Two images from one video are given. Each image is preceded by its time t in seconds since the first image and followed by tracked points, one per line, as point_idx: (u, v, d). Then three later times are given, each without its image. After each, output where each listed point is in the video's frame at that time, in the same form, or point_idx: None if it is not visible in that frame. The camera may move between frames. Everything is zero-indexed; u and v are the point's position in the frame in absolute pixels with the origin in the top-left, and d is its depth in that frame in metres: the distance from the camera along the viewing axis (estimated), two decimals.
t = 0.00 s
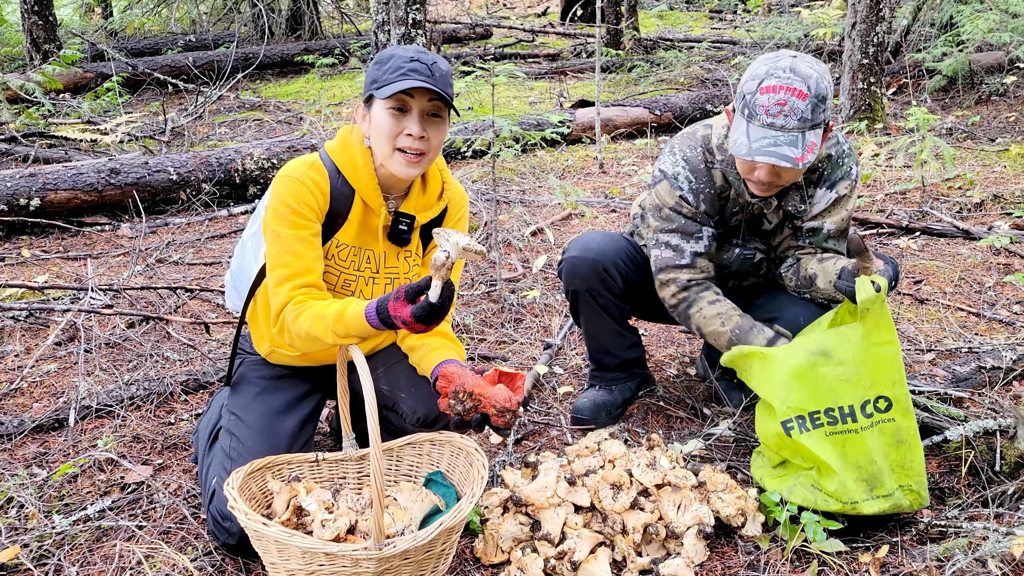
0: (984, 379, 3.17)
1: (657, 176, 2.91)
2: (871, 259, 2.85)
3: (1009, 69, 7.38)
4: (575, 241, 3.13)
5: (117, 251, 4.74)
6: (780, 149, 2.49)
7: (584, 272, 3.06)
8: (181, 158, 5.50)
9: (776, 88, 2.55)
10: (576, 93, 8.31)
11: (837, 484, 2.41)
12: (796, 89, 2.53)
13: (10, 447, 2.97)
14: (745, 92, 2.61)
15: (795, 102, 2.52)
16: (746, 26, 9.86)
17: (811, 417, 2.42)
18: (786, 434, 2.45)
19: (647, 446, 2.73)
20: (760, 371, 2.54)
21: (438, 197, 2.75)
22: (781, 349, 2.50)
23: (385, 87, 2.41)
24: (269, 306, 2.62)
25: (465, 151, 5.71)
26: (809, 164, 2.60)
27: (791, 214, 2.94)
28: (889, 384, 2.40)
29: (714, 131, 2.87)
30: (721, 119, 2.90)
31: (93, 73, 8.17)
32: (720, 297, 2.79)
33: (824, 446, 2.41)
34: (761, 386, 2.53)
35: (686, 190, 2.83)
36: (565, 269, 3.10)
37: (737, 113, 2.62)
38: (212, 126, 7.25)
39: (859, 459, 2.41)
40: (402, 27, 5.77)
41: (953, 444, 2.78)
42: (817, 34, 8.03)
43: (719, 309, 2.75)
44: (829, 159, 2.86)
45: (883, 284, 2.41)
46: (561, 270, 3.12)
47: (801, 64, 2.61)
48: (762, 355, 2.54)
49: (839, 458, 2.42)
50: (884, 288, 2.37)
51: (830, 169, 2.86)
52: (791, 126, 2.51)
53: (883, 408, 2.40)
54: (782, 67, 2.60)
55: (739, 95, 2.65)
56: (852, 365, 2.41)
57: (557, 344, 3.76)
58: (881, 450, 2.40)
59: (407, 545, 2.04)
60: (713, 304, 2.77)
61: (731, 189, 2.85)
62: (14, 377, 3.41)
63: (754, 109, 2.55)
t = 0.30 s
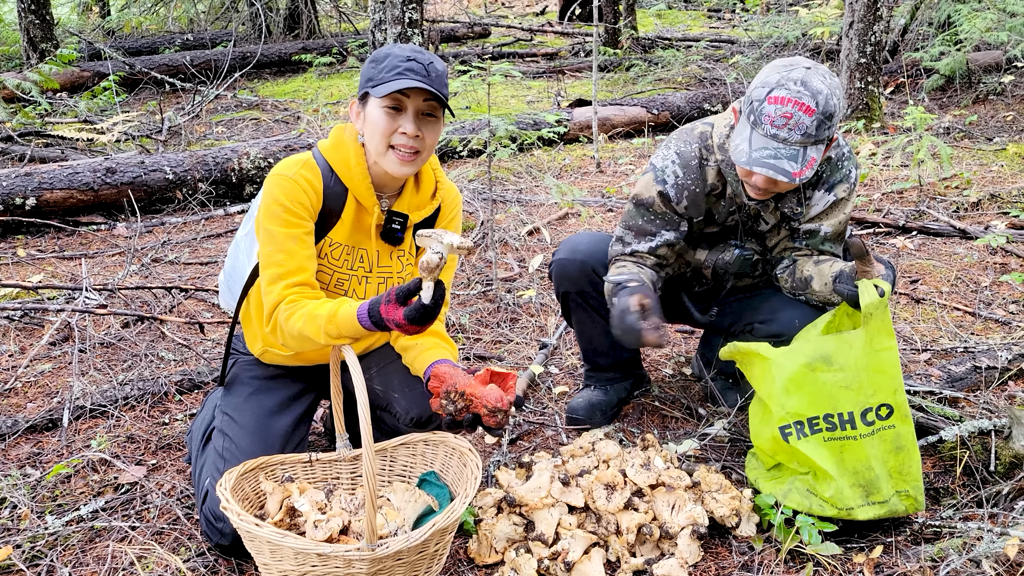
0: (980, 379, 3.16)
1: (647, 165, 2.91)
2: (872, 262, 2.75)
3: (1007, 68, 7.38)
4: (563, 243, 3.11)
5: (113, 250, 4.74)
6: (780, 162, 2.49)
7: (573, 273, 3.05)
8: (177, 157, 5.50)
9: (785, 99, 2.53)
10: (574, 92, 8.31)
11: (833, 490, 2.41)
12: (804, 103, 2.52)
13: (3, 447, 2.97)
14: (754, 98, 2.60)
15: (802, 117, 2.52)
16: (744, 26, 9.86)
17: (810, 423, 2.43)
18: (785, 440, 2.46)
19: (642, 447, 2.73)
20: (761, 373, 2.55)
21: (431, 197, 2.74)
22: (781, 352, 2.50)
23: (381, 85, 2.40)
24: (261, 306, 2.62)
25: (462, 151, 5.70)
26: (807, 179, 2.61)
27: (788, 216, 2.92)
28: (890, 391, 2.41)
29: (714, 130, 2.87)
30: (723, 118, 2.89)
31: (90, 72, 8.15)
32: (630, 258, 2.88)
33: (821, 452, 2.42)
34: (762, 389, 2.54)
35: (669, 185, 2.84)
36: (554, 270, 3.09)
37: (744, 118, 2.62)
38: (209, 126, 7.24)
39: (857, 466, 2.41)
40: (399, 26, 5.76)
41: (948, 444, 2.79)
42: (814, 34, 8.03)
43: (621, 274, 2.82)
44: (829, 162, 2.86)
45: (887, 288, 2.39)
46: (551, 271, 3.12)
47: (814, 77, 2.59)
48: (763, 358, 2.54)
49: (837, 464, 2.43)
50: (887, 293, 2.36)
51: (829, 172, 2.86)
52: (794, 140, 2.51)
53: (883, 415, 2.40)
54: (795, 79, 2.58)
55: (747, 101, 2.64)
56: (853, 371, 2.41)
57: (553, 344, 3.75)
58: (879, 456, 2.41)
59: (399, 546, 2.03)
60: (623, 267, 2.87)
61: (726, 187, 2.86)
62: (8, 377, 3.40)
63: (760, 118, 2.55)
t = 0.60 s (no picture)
0: (977, 377, 3.16)
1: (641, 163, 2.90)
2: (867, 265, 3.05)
3: (1005, 67, 7.38)
4: (550, 238, 3.20)
5: (111, 249, 4.73)
6: (776, 165, 2.49)
7: (559, 266, 3.14)
8: (176, 156, 5.49)
9: (782, 102, 2.53)
10: (573, 91, 8.31)
11: (831, 490, 2.42)
12: (801, 106, 2.52)
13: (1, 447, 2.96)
14: (751, 101, 2.60)
15: (798, 119, 2.51)
16: (742, 25, 9.86)
17: (806, 425, 2.43)
18: (781, 441, 2.47)
19: (639, 445, 2.73)
20: (756, 375, 2.55)
21: (430, 194, 2.75)
22: (775, 354, 2.49)
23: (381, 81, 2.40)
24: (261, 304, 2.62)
25: (461, 150, 5.70)
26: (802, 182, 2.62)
27: (783, 216, 2.93)
28: (883, 393, 2.40)
29: (709, 129, 2.87)
30: (718, 117, 2.88)
31: (88, 71, 8.14)
32: (623, 287, 2.89)
33: (818, 454, 2.42)
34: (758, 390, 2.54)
35: (664, 183, 2.83)
36: (542, 265, 3.19)
37: (740, 120, 2.62)
38: (207, 125, 7.23)
39: (852, 467, 2.42)
40: (396, 25, 5.75)
41: (946, 441, 2.78)
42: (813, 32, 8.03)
43: (618, 323, 2.82)
44: (824, 161, 2.86)
45: (881, 292, 2.40)
46: (539, 267, 3.22)
47: (811, 80, 2.59)
48: (757, 360, 2.53)
49: (833, 465, 2.43)
50: (881, 298, 2.37)
51: (824, 170, 2.87)
52: (790, 142, 2.51)
53: (878, 418, 2.40)
54: (792, 81, 2.58)
55: (744, 103, 2.64)
56: (846, 374, 2.41)
57: (551, 343, 3.75)
58: (874, 458, 2.41)
59: (396, 544, 2.03)
60: (615, 294, 2.89)
61: (720, 187, 2.86)
62: (5, 376, 3.40)
63: (757, 120, 2.55)
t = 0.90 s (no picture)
0: (977, 374, 3.17)
1: (637, 164, 2.87)
2: (863, 261, 3.11)
3: (1004, 65, 7.38)
4: (548, 236, 3.21)
5: (110, 249, 4.74)
6: (777, 162, 2.50)
7: (558, 264, 3.15)
8: (175, 155, 5.50)
9: (784, 99, 2.54)
10: (572, 90, 8.32)
11: (830, 486, 2.43)
12: (803, 103, 2.53)
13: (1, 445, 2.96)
14: (752, 97, 2.60)
15: (800, 117, 2.52)
16: (741, 24, 9.86)
17: (804, 421, 2.43)
18: (779, 438, 2.47)
19: (638, 442, 2.73)
20: (755, 373, 2.56)
21: (429, 190, 2.76)
22: (773, 351, 2.50)
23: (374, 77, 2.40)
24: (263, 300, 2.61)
25: (460, 149, 5.70)
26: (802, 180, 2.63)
27: (780, 213, 2.94)
28: (881, 390, 2.40)
29: (704, 128, 2.87)
30: (715, 116, 2.89)
31: (87, 71, 8.14)
32: (614, 307, 2.81)
33: (817, 450, 2.43)
34: (756, 388, 2.55)
35: (661, 182, 2.82)
36: (541, 264, 3.19)
37: (740, 117, 2.62)
38: (206, 124, 7.24)
39: (851, 463, 2.42)
40: (395, 23, 5.75)
41: (945, 438, 2.79)
42: (812, 30, 8.03)
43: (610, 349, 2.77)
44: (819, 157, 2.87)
45: (878, 288, 2.39)
46: (538, 266, 3.22)
47: (813, 77, 2.60)
48: (756, 358, 2.54)
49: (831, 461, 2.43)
50: (878, 294, 2.36)
51: (819, 167, 2.87)
52: (792, 140, 2.52)
53: (875, 414, 2.40)
54: (794, 78, 2.58)
55: (745, 100, 2.63)
56: (843, 370, 2.41)
57: (550, 341, 3.76)
58: (872, 454, 2.41)
59: (396, 541, 2.04)
60: (605, 314, 2.82)
61: (716, 185, 2.87)
62: (5, 375, 3.40)
63: (758, 117, 2.55)
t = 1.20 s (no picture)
0: (977, 374, 3.17)
1: (635, 166, 2.89)
2: (860, 262, 3.09)
3: (1004, 64, 7.38)
4: (551, 237, 3.20)
5: (112, 250, 4.74)
6: (778, 166, 2.50)
7: (561, 266, 3.16)
8: (176, 157, 5.50)
9: (784, 103, 2.54)
10: (572, 90, 8.33)
11: (832, 487, 2.44)
12: (803, 107, 2.53)
13: (4, 448, 2.97)
14: (752, 101, 2.60)
15: (801, 121, 2.53)
16: (741, 23, 9.85)
17: (804, 423, 2.44)
18: (780, 440, 2.48)
19: (640, 443, 2.74)
20: (755, 375, 2.56)
21: (429, 192, 2.76)
22: (772, 353, 2.50)
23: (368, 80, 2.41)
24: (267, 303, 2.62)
25: (461, 150, 5.71)
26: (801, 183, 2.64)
27: (778, 214, 2.94)
28: (879, 391, 2.41)
29: (701, 131, 2.87)
30: (712, 119, 2.89)
31: (87, 72, 8.16)
32: (601, 305, 2.78)
33: (817, 452, 2.44)
34: (756, 389, 2.55)
35: (658, 184, 2.82)
36: (544, 265, 3.20)
37: (740, 122, 2.62)
38: (207, 125, 7.25)
39: (851, 464, 2.43)
40: (396, 25, 5.75)
41: (946, 438, 2.79)
42: (812, 30, 8.04)
43: (598, 345, 2.71)
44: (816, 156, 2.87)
45: (875, 290, 2.40)
46: (541, 266, 3.23)
47: (812, 80, 2.60)
48: (755, 360, 2.55)
49: (831, 462, 2.44)
50: (875, 297, 2.36)
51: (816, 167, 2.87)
52: (792, 143, 2.52)
53: (874, 415, 2.41)
54: (793, 82, 2.59)
55: (746, 103, 2.63)
56: (841, 371, 2.42)
57: (551, 342, 3.76)
58: (872, 455, 2.42)
59: (399, 542, 2.04)
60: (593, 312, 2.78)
61: (714, 188, 2.87)
62: (8, 377, 3.41)
63: (758, 121, 2.55)
